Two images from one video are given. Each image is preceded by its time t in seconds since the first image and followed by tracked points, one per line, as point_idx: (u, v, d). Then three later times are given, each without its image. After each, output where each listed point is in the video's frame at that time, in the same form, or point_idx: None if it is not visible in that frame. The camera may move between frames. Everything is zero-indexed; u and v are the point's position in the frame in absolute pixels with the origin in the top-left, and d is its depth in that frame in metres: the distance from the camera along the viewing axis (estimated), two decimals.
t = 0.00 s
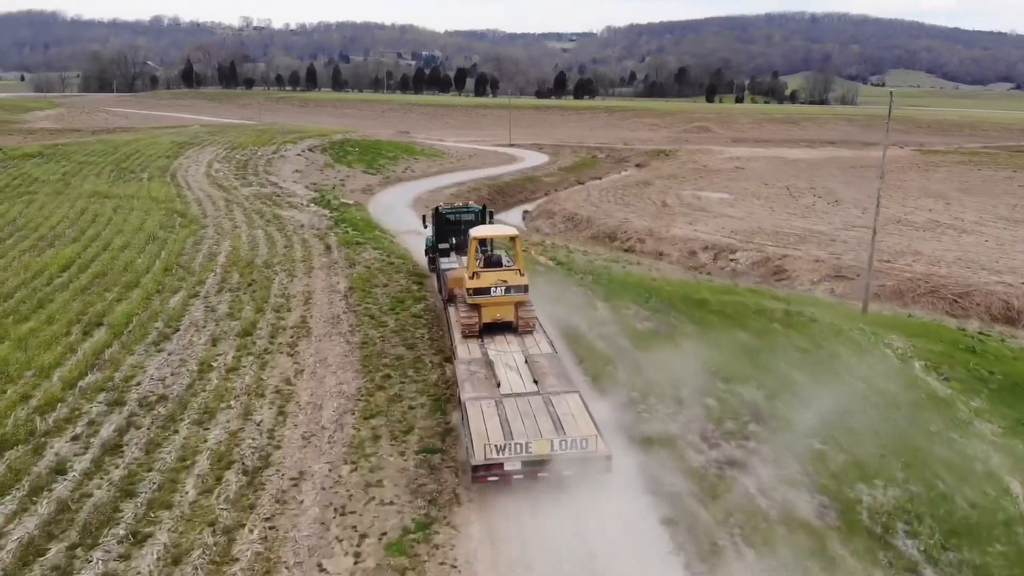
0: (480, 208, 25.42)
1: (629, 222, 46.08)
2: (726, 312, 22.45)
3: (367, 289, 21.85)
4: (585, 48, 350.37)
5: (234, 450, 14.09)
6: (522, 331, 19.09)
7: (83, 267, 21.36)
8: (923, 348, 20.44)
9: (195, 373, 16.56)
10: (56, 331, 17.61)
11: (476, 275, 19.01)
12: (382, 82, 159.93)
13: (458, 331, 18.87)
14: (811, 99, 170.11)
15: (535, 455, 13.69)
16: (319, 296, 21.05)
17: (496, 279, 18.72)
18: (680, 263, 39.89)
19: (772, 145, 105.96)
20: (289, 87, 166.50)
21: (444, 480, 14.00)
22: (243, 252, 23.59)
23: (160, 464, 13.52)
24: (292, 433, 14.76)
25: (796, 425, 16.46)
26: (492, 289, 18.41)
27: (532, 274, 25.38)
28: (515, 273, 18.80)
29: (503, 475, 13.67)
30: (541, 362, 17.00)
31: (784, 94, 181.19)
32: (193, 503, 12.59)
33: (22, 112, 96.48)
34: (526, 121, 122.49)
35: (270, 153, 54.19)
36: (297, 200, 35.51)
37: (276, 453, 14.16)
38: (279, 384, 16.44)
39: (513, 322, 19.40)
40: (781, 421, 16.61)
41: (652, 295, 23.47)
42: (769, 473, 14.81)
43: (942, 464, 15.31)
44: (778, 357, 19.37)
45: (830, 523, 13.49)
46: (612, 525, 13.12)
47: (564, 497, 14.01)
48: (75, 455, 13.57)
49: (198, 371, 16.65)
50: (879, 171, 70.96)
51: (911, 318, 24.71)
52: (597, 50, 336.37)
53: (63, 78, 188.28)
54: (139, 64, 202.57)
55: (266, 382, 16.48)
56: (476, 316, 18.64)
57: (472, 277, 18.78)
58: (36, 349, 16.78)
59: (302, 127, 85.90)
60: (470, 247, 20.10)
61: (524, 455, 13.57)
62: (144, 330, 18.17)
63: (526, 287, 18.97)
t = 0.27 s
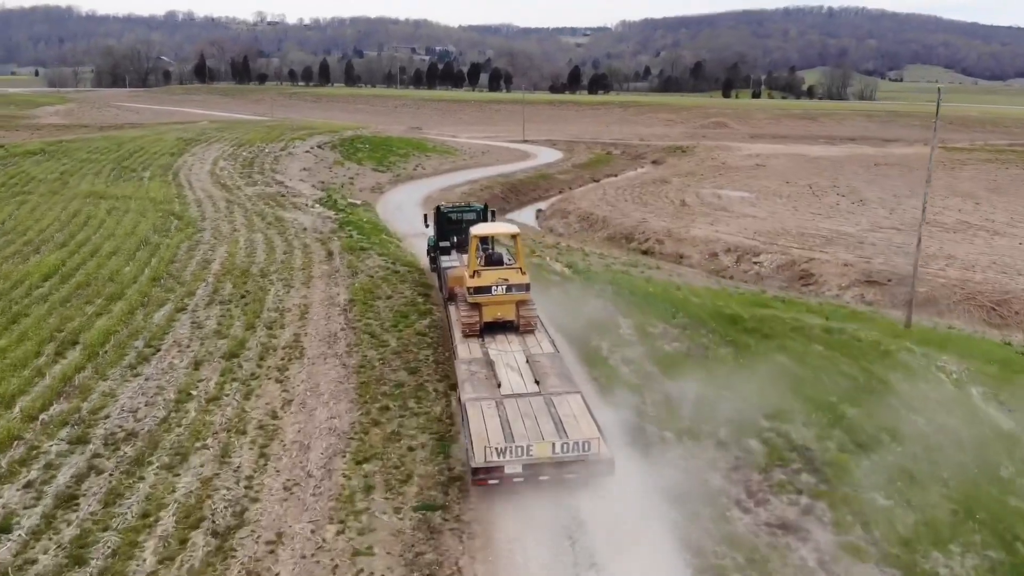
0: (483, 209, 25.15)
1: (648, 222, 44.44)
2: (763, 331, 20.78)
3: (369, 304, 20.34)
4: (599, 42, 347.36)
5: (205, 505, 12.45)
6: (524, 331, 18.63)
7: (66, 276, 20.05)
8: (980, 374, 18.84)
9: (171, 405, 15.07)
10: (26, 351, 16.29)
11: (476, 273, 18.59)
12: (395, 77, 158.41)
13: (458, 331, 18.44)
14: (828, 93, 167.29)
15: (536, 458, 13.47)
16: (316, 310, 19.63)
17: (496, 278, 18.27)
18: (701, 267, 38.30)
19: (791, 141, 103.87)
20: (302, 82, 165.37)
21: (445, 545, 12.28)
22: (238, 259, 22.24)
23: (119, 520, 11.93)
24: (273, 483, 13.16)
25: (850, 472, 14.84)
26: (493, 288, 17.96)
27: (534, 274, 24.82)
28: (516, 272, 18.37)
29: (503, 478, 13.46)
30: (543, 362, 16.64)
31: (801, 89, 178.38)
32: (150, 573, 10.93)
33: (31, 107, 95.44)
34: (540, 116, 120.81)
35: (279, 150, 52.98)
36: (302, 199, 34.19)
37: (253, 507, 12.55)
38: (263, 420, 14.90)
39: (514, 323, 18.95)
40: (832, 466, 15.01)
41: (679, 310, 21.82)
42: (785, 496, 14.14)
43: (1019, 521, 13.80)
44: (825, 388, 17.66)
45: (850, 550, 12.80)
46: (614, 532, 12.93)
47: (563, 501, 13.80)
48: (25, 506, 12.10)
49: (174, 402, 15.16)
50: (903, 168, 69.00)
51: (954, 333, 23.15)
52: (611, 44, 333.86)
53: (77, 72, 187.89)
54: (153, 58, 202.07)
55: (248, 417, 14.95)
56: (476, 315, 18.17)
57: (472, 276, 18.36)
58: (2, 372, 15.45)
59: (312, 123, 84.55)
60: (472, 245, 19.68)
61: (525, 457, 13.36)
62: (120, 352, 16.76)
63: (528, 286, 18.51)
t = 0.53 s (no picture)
0: (485, 209, 24.69)
1: (665, 223, 43.05)
2: (797, 350, 19.37)
3: (369, 319, 19.04)
4: (613, 38, 344.72)
5: (168, 564, 10.93)
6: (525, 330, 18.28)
7: (48, 285, 18.95)
8: None
9: (143, 441, 13.71)
10: None
11: (477, 272, 18.27)
12: (406, 73, 157.12)
13: (458, 330, 18.14)
14: (845, 89, 164.73)
15: (535, 458, 13.28)
16: (312, 326, 18.42)
17: (497, 276, 17.94)
18: (720, 270, 36.89)
19: (808, 139, 101.95)
20: (313, 79, 164.38)
21: None
22: (232, 268, 21.07)
23: None
24: (248, 538, 11.63)
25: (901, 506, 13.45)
26: (493, 286, 17.65)
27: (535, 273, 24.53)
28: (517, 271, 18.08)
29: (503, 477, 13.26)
30: (544, 361, 16.35)
31: (817, 87, 175.85)
32: None
33: (40, 104, 94.60)
34: (553, 113, 119.33)
35: (286, 148, 51.94)
36: (307, 199, 33.10)
37: (223, 570, 10.96)
38: (243, 460, 13.45)
39: (514, 322, 18.66)
40: (881, 499, 13.61)
41: (705, 325, 20.37)
42: (797, 507, 13.47)
43: None
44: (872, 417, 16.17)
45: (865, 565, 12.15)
46: (616, 528, 12.74)
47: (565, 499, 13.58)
48: None
49: (146, 439, 13.77)
50: (925, 167, 67.25)
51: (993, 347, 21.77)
52: (624, 40, 331.74)
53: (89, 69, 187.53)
54: (164, 55, 201.61)
55: (228, 456, 13.55)
56: (477, 314, 17.87)
57: (472, 274, 18.04)
58: None
59: (322, 120, 83.49)
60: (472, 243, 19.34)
61: (524, 457, 13.17)
62: (95, 375, 15.52)
63: (529, 284, 18.21)
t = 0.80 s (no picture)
0: (486, 209, 23.98)
1: (682, 224, 41.66)
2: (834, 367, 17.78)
3: (367, 338, 17.72)
4: (627, 34, 342.16)
5: None
6: (525, 330, 17.93)
7: (26, 297, 17.96)
8: None
9: (106, 485, 12.36)
10: None
11: (477, 271, 17.87)
12: (418, 70, 155.79)
13: (457, 330, 17.78)
14: (861, 85, 162.19)
15: (535, 458, 12.91)
16: (305, 345, 17.14)
17: (497, 276, 17.54)
18: (741, 275, 35.46)
19: (826, 137, 100.03)
20: (325, 75, 163.40)
21: None
22: (223, 278, 19.91)
23: None
24: None
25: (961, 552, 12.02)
26: (494, 286, 17.26)
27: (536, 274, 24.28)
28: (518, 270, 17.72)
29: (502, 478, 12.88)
30: (545, 361, 15.97)
31: (834, 84, 173.33)
32: None
33: (49, 101, 93.72)
34: (566, 110, 117.85)
35: (293, 146, 50.87)
36: (311, 199, 32.01)
37: None
38: (215, 510, 11.94)
39: (514, 322, 18.30)
40: (938, 542, 12.18)
41: (733, 339, 18.82)
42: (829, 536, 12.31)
43: None
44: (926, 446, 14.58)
45: None
46: (617, 527, 12.37)
47: (565, 499, 13.18)
48: None
49: (108, 485, 12.37)
50: (949, 167, 65.46)
51: None
52: (637, 37, 329.68)
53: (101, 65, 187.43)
54: (177, 51, 201.28)
55: (198, 505, 12.06)
56: (477, 314, 17.50)
57: (473, 273, 17.64)
58: None
59: (333, 117, 82.30)
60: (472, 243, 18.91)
61: (523, 459, 12.78)
62: (61, 404, 14.31)
63: (530, 284, 17.84)
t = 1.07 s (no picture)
0: (489, 210, 23.48)
1: (699, 226, 40.25)
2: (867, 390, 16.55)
3: (362, 362, 16.44)
4: (641, 32, 339.61)
5: None
6: (525, 331, 17.67)
7: None
8: None
9: (57, 545, 11.02)
10: None
11: (478, 271, 17.63)
12: (430, 68, 154.47)
13: (457, 330, 17.56)
14: (879, 84, 159.74)
15: (534, 459, 12.85)
16: (294, 372, 15.89)
17: (498, 276, 17.26)
18: (763, 283, 34.09)
19: (845, 136, 98.09)
20: (336, 73, 162.39)
21: None
22: (212, 293, 18.80)
23: None
24: None
25: None
26: (494, 287, 16.98)
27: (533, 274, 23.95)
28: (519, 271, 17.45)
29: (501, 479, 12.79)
30: (545, 363, 15.75)
31: (851, 82, 170.85)
32: None
33: (57, 99, 92.84)
34: (579, 108, 116.31)
35: (300, 145, 49.81)
36: (315, 202, 30.91)
37: None
38: None
39: (515, 323, 18.03)
40: None
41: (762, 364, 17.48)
42: None
43: None
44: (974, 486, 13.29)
45: None
46: (617, 530, 12.30)
47: (565, 500, 13.11)
48: None
49: (61, 542, 11.08)
50: (973, 167, 63.65)
51: None
52: (650, 35, 327.30)
53: (113, 63, 187.02)
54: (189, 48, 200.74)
55: (158, 570, 10.66)
56: (477, 315, 17.25)
57: (472, 274, 17.38)
58: None
59: (343, 115, 81.13)
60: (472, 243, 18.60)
61: (523, 459, 12.71)
62: (20, 442, 13.12)
63: (531, 285, 17.56)
